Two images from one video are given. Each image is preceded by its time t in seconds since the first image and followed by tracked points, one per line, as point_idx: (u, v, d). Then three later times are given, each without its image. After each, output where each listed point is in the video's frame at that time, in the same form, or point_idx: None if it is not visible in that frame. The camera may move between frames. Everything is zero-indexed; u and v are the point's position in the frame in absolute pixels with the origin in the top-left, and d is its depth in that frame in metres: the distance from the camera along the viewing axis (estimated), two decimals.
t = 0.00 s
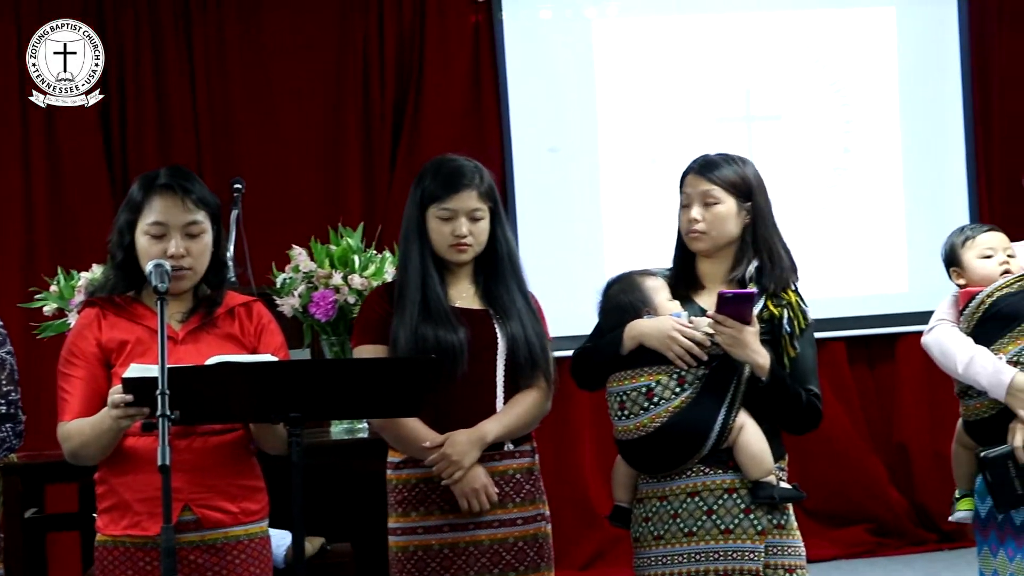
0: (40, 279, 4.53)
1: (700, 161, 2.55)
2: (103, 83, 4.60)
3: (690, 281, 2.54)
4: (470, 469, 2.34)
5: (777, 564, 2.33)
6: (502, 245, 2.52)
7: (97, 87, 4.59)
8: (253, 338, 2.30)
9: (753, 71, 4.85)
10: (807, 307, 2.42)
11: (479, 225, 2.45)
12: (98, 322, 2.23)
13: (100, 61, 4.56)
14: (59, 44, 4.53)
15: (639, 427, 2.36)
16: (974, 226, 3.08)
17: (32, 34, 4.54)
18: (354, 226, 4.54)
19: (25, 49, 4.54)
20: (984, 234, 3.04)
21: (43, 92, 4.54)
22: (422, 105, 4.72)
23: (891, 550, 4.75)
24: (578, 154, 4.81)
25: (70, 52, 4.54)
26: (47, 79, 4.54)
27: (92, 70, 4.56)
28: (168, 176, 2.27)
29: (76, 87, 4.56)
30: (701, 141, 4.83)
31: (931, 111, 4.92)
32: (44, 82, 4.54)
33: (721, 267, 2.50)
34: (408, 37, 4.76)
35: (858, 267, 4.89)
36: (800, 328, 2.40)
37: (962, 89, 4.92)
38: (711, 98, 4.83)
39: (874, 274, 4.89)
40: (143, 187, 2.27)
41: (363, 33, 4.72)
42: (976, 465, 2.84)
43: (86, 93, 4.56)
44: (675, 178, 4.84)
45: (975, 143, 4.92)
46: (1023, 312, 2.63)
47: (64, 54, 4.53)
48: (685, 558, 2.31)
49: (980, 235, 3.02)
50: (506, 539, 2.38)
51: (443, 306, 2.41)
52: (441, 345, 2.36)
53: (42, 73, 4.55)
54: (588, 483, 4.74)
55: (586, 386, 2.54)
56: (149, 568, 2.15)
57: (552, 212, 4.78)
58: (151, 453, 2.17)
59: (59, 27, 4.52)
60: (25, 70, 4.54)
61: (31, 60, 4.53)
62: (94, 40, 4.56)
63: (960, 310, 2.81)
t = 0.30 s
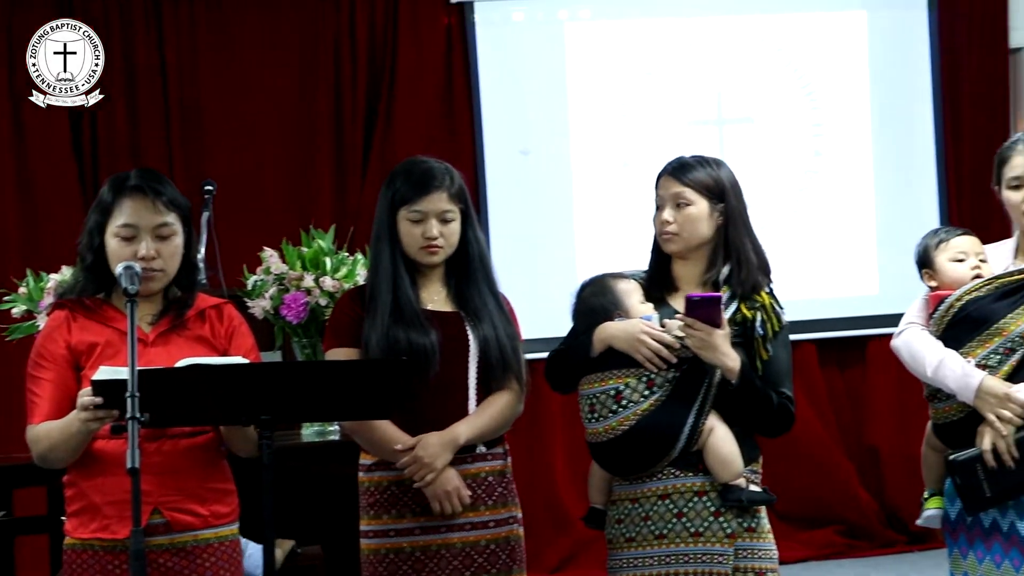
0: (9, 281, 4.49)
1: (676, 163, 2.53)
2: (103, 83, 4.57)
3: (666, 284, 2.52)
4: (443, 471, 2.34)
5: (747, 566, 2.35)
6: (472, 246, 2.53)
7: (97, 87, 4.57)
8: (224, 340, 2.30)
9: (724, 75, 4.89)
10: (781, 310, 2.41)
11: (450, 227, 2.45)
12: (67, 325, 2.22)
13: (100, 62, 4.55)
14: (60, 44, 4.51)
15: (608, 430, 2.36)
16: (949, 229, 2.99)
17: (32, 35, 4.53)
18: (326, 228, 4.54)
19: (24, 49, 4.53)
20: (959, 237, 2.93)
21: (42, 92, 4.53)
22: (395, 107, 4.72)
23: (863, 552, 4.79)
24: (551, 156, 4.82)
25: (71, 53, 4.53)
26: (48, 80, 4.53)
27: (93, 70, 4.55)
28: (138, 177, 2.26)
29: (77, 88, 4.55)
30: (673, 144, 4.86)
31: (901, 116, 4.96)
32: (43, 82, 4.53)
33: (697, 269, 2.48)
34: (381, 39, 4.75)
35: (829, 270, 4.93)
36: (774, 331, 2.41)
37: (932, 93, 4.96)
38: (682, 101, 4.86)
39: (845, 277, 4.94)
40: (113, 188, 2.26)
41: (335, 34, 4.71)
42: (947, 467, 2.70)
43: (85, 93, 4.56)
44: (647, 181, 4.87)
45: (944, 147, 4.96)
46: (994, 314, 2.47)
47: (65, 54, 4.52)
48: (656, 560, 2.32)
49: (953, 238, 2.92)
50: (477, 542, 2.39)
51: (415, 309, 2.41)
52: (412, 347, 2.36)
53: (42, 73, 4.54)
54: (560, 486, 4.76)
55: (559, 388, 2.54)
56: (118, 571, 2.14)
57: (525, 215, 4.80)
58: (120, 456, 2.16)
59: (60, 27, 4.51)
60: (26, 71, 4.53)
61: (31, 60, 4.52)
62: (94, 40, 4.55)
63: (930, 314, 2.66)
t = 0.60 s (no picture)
0: None
1: (654, 167, 2.51)
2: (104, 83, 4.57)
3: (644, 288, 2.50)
4: (412, 475, 2.35)
5: (719, 572, 2.30)
6: (450, 249, 2.53)
7: (97, 87, 4.57)
8: (196, 343, 2.29)
9: (697, 79, 4.92)
10: (758, 314, 2.38)
11: (425, 230, 2.46)
12: (39, 328, 2.21)
13: (100, 62, 4.54)
14: (60, 44, 4.51)
15: (579, 433, 2.35)
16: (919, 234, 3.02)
17: (32, 35, 4.51)
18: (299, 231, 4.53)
19: (25, 49, 4.52)
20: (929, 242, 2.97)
21: (42, 92, 4.53)
22: (368, 110, 4.72)
23: (836, 555, 4.83)
24: (524, 159, 4.83)
25: (70, 53, 4.53)
26: (47, 80, 4.54)
27: (92, 70, 4.54)
28: (110, 180, 2.25)
29: (77, 87, 4.55)
30: (646, 147, 4.88)
31: (872, 121, 5.01)
32: (44, 82, 4.53)
33: (676, 273, 2.46)
34: (354, 41, 4.75)
35: (801, 274, 4.98)
36: (750, 335, 2.37)
37: (903, 97, 5.00)
38: (655, 105, 4.89)
39: (816, 281, 4.98)
40: (85, 191, 2.25)
41: (308, 36, 4.71)
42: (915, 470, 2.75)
43: (86, 93, 4.55)
44: (619, 184, 4.90)
45: (916, 151, 5.00)
46: (961, 319, 2.50)
47: (64, 54, 4.52)
48: (629, 564, 2.31)
49: (923, 243, 2.95)
50: (447, 546, 2.39)
51: (388, 312, 2.42)
52: (384, 350, 2.37)
53: (42, 73, 4.53)
54: (534, 488, 4.78)
55: (535, 390, 2.53)
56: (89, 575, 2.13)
57: (499, 218, 4.81)
58: (92, 460, 2.15)
59: (60, 27, 4.50)
60: (25, 71, 4.52)
61: (31, 60, 4.51)
62: (94, 40, 4.54)
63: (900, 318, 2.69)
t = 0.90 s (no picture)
0: None
1: (635, 171, 2.53)
2: (104, 83, 4.57)
3: (625, 292, 2.52)
4: (380, 479, 2.35)
5: None
6: (429, 253, 2.53)
7: (97, 87, 4.56)
8: (169, 346, 2.29)
9: (672, 84, 4.95)
10: (737, 317, 2.40)
11: (402, 233, 2.46)
12: (10, 331, 2.21)
13: (100, 62, 4.55)
14: (60, 44, 4.51)
15: (554, 437, 2.36)
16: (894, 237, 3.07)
17: (32, 35, 4.51)
18: (274, 234, 4.53)
19: (25, 48, 4.52)
20: (903, 247, 3.00)
21: (42, 92, 4.53)
22: (343, 113, 4.72)
23: (809, 559, 4.86)
24: (499, 164, 4.85)
25: (70, 52, 4.53)
26: (47, 80, 4.53)
27: (92, 70, 4.54)
28: (83, 184, 2.25)
29: (77, 87, 4.54)
30: (621, 152, 4.91)
31: (845, 126, 5.05)
32: (44, 82, 4.52)
33: (656, 277, 2.47)
34: (329, 43, 4.75)
35: (775, 278, 5.02)
36: (729, 339, 2.39)
37: (877, 103, 5.04)
38: (630, 110, 4.92)
39: (789, 285, 5.02)
40: (57, 194, 2.24)
41: (283, 39, 4.71)
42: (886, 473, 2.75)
43: (86, 93, 4.54)
44: (594, 188, 4.92)
45: (889, 156, 5.05)
46: (931, 324, 2.54)
47: (64, 54, 4.52)
48: (604, 567, 2.31)
49: (898, 248, 2.99)
50: (418, 551, 2.39)
51: (363, 315, 2.42)
52: (356, 353, 2.37)
53: (42, 73, 4.53)
54: (510, 492, 4.78)
55: (518, 394, 2.53)
56: None
57: (474, 222, 4.82)
58: (64, 464, 2.15)
59: (59, 27, 4.51)
60: (25, 71, 4.51)
61: (31, 60, 4.51)
62: (94, 40, 4.55)
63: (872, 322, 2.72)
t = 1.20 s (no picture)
0: None
1: (586, 175, 2.56)
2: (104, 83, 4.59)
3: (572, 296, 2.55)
4: (321, 481, 2.35)
5: None
6: (376, 256, 2.54)
7: (97, 87, 4.58)
8: (111, 348, 2.27)
9: (618, 89, 5.00)
10: (684, 322, 2.43)
11: (349, 235, 2.46)
12: None
13: (100, 62, 4.58)
14: (60, 44, 4.53)
15: (499, 440, 2.37)
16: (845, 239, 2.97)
17: (35, 35, 4.54)
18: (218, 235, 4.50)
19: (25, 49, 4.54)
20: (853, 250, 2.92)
21: (42, 93, 4.53)
22: (289, 113, 4.71)
23: (752, 562, 4.92)
24: (446, 167, 4.86)
25: (70, 52, 4.53)
26: (48, 80, 4.53)
27: (93, 70, 4.57)
28: (25, 183, 2.23)
29: (77, 87, 4.55)
30: (567, 157, 4.95)
31: (787, 134, 5.13)
32: (44, 82, 4.53)
33: (605, 281, 2.50)
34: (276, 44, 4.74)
35: (720, 282, 5.09)
36: (675, 344, 2.43)
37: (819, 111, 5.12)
38: (576, 115, 4.96)
39: (733, 290, 5.09)
40: None
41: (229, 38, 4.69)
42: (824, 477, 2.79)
43: (87, 93, 4.57)
44: (540, 191, 4.94)
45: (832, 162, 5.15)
46: (881, 331, 2.58)
47: (65, 54, 4.53)
48: (546, 570, 2.33)
49: (849, 250, 2.91)
50: (360, 555, 2.40)
51: (308, 317, 2.43)
52: (300, 355, 2.37)
53: (42, 73, 4.54)
54: (454, 495, 4.79)
55: (464, 396, 2.53)
56: None
57: (421, 225, 4.84)
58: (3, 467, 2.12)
59: (60, 27, 4.53)
60: (26, 71, 4.53)
61: (31, 60, 4.53)
62: (94, 40, 4.58)
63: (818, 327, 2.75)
